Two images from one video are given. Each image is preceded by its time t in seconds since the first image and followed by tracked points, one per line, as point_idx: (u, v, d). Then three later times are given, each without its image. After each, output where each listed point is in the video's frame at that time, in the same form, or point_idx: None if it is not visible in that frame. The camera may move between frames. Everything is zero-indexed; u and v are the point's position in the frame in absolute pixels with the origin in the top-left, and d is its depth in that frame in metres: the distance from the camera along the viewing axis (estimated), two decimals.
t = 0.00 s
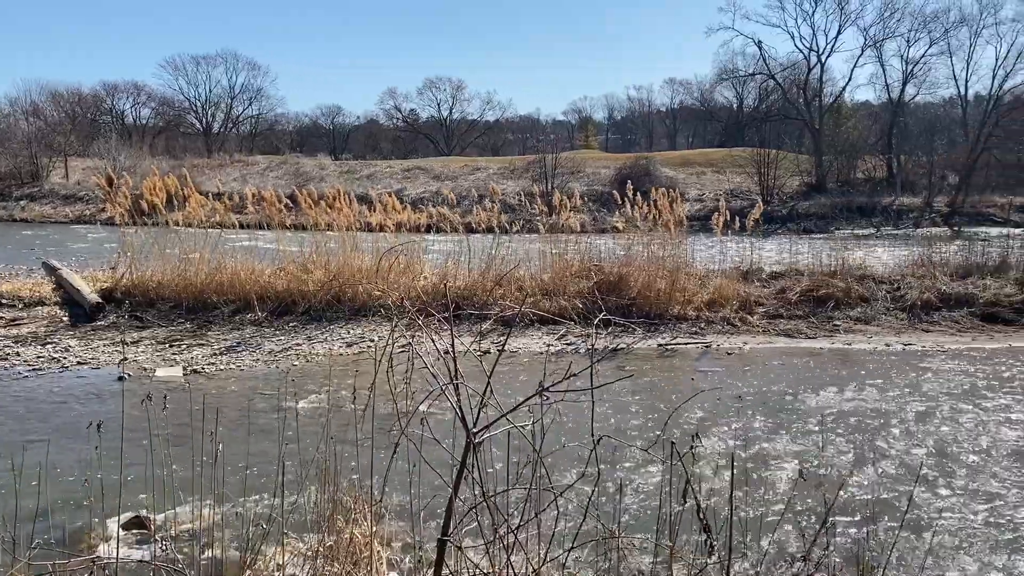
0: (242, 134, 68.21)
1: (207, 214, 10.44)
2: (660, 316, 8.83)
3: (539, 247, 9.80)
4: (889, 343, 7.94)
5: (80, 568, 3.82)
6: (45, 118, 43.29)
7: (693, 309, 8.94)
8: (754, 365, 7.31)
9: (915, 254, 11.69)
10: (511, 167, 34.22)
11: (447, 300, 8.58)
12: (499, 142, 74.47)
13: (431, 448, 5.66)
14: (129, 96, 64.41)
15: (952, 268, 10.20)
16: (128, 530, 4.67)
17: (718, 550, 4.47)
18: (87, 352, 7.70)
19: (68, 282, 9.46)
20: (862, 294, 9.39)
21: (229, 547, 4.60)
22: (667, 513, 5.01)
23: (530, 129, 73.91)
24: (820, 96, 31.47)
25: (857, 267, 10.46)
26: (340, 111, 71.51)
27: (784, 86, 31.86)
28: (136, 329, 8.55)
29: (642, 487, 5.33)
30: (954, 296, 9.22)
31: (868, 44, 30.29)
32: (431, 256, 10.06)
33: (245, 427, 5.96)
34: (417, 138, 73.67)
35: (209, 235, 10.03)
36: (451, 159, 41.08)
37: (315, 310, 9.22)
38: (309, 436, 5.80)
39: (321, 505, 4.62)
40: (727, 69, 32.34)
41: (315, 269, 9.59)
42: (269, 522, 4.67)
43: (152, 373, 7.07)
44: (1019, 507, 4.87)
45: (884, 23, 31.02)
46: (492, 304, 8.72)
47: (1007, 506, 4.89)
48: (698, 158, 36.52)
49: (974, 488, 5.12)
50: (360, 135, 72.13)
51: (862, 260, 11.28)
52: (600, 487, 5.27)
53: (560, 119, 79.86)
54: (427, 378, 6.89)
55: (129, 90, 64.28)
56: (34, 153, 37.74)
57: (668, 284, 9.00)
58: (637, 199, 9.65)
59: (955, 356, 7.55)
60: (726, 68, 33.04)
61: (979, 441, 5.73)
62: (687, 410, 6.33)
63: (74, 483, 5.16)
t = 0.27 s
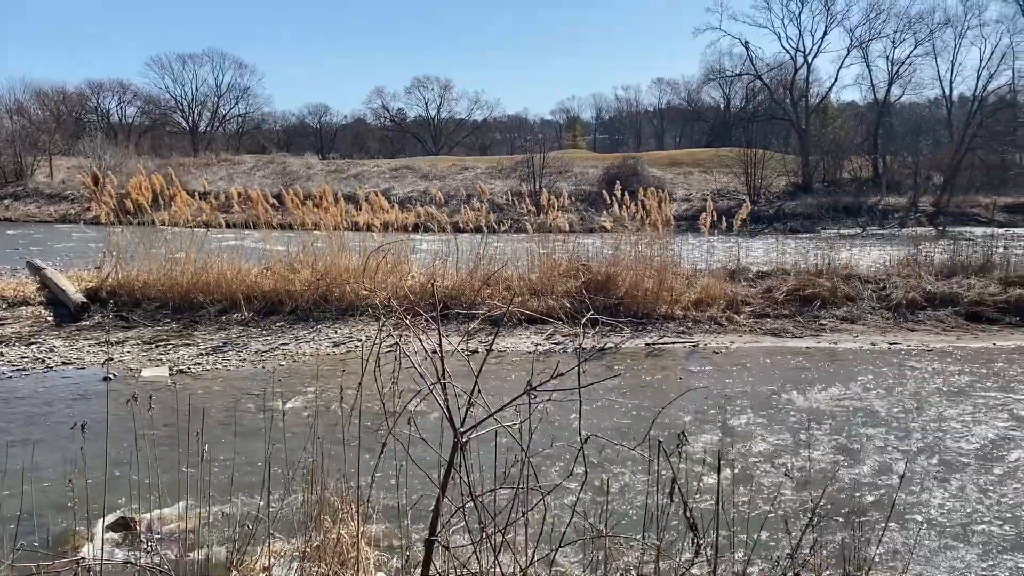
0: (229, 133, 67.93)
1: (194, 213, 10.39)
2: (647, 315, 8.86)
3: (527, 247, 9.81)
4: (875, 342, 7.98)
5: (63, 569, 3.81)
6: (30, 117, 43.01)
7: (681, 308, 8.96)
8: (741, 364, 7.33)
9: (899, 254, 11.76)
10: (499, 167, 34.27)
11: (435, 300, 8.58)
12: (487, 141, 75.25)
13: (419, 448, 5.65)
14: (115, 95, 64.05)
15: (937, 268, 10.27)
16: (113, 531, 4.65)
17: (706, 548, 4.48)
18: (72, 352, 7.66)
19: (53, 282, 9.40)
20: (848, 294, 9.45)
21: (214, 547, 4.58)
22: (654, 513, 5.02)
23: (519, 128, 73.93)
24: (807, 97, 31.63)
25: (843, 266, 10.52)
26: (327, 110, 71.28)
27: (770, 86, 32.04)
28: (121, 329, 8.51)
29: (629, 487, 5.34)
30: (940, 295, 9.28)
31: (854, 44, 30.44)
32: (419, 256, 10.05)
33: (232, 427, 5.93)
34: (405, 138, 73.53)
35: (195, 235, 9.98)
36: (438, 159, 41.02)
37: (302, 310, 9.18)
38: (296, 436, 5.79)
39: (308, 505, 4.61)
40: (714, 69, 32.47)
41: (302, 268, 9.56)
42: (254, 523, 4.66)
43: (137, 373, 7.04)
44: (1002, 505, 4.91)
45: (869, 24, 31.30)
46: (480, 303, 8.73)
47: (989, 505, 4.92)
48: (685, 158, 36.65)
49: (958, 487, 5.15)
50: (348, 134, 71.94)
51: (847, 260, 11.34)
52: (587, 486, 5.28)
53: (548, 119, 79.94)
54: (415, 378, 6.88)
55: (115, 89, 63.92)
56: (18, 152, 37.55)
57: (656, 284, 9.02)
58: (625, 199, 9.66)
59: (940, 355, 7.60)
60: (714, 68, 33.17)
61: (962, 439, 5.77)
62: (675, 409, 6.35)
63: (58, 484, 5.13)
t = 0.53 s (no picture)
0: (215, 133, 67.55)
1: (179, 213, 10.35)
2: (634, 315, 8.88)
3: (515, 246, 9.82)
4: (860, 342, 8.04)
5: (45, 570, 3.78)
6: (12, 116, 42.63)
7: (667, 308, 8.98)
8: (728, 364, 7.36)
9: (883, 254, 11.85)
10: (486, 167, 34.27)
11: (422, 300, 8.57)
12: (474, 142, 75.15)
13: (404, 448, 5.64)
14: (99, 94, 63.59)
15: (921, 268, 10.35)
16: (98, 532, 4.62)
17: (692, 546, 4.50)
18: (56, 352, 7.62)
19: (37, 282, 9.33)
20: (833, 293, 9.50)
21: (200, 549, 4.56)
22: (640, 512, 5.03)
23: (506, 129, 73.90)
24: (793, 97, 31.80)
25: (828, 267, 10.58)
26: (314, 109, 70.99)
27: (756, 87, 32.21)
28: (106, 329, 8.47)
29: (615, 486, 5.34)
30: (924, 295, 9.34)
31: (839, 46, 30.59)
32: (406, 256, 10.04)
33: (217, 428, 5.91)
34: (392, 138, 73.32)
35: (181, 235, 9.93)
36: (426, 159, 40.95)
37: (288, 310, 9.15)
38: (282, 437, 5.77)
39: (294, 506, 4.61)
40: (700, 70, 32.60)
41: (288, 268, 9.53)
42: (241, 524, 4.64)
43: (122, 374, 7.01)
44: (983, 504, 4.94)
45: (854, 26, 31.81)
46: (467, 303, 8.74)
47: (971, 503, 4.96)
48: (671, 158, 36.77)
49: (939, 485, 5.19)
50: (335, 134, 71.64)
51: (832, 260, 11.41)
52: (573, 486, 5.28)
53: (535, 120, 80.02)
54: (401, 378, 6.87)
55: (99, 88, 63.46)
56: None
57: (642, 284, 9.04)
58: (612, 199, 9.68)
59: (925, 355, 7.65)
60: (699, 69, 33.27)
61: (943, 437, 5.82)
62: (660, 409, 6.38)
63: (41, 486, 5.10)
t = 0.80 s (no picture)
0: (199, 132, 67.22)
1: (163, 213, 10.30)
2: (620, 315, 8.90)
3: (501, 247, 9.83)
4: (843, 342, 8.09)
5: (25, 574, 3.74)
6: None
7: (653, 308, 9.00)
8: (713, 364, 7.40)
9: (866, 255, 11.92)
10: (472, 167, 34.28)
11: (408, 300, 8.56)
12: (460, 142, 74.49)
13: (389, 449, 5.63)
14: (82, 94, 63.16)
15: (904, 268, 10.42)
16: (81, 535, 4.58)
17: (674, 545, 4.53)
18: (38, 354, 7.55)
19: (19, 283, 9.25)
20: (817, 293, 9.56)
21: (183, 551, 4.53)
22: (625, 511, 5.05)
23: (492, 129, 73.83)
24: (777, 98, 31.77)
25: (813, 267, 10.64)
26: (299, 109, 70.56)
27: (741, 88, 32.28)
28: (89, 331, 8.41)
29: (600, 486, 5.36)
30: (907, 295, 9.40)
31: (824, 48, 30.67)
32: (392, 257, 10.03)
33: (202, 429, 5.88)
34: (377, 138, 73.09)
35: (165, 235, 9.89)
36: (412, 159, 40.86)
37: (273, 310, 9.12)
38: (267, 438, 5.75)
39: (279, 508, 4.59)
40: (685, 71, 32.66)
41: (273, 269, 9.49)
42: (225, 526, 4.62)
43: (106, 376, 6.96)
44: (960, 502, 4.99)
45: (838, 28, 30.66)
46: (453, 304, 8.74)
47: (949, 501, 5.00)
48: (657, 158, 36.85)
49: (918, 483, 5.22)
50: (320, 134, 71.32)
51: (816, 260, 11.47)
52: (558, 486, 5.29)
53: (521, 120, 79.83)
54: (386, 379, 6.86)
55: (82, 88, 63.02)
56: None
57: (628, 284, 9.06)
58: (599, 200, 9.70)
59: (908, 354, 7.71)
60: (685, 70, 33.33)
61: (922, 436, 5.86)
62: (645, 408, 6.40)
63: (22, 489, 5.06)
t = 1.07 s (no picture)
0: (182, 133, 66.92)
1: (146, 214, 10.25)
2: (605, 316, 8.92)
3: (487, 248, 9.84)
4: (826, 342, 8.14)
5: None
6: None
7: (638, 309, 9.03)
8: (697, 364, 7.43)
9: (849, 256, 12.02)
10: (457, 168, 34.25)
11: (393, 301, 8.54)
12: (445, 143, 73.54)
13: (374, 450, 5.63)
14: (64, 94, 62.73)
15: (887, 269, 10.51)
16: (62, 540, 4.54)
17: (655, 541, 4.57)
18: (19, 357, 7.48)
19: None
20: (800, 294, 9.62)
21: (166, 556, 4.50)
22: (609, 512, 5.07)
23: (477, 131, 73.78)
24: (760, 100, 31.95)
25: (796, 268, 10.72)
26: (283, 109, 70.07)
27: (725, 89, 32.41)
28: (71, 333, 8.35)
29: (585, 487, 5.37)
30: (890, 295, 9.48)
31: (807, 50, 30.87)
32: (377, 258, 10.02)
33: (185, 432, 5.85)
34: (362, 139, 72.86)
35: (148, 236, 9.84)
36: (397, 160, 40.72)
37: (257, 312, 9.07)
38: (250, 441, 5.73)
39: (262, 510, 4.57)
40: (670, 73, 32.79)
41: (257, 270, 9.45)
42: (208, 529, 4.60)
43: (88, 378, 6.91)
44: (936, 501, 5.03)
45: (820, 30, 31.42)
46: (438, 305, 8.74)
47: (927, 501, 5.03)
48: (642, 160, 36.97)
49: (897, 483, 5.27)
50: (305, 135, 71.01)
51: (800, 261, 11.55)
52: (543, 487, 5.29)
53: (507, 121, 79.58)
54: (371, 380, 6.85)
55: (64, 88, 62.58)
56: None
57: (614, 285, 9.09)
58: (585, 201, 9.75)
59: (890, 355, 7.77)
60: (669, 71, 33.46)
61: (902, 435, 5.92)
62: (629, 409, 6.43)
63: (2, 493, 5.01)
